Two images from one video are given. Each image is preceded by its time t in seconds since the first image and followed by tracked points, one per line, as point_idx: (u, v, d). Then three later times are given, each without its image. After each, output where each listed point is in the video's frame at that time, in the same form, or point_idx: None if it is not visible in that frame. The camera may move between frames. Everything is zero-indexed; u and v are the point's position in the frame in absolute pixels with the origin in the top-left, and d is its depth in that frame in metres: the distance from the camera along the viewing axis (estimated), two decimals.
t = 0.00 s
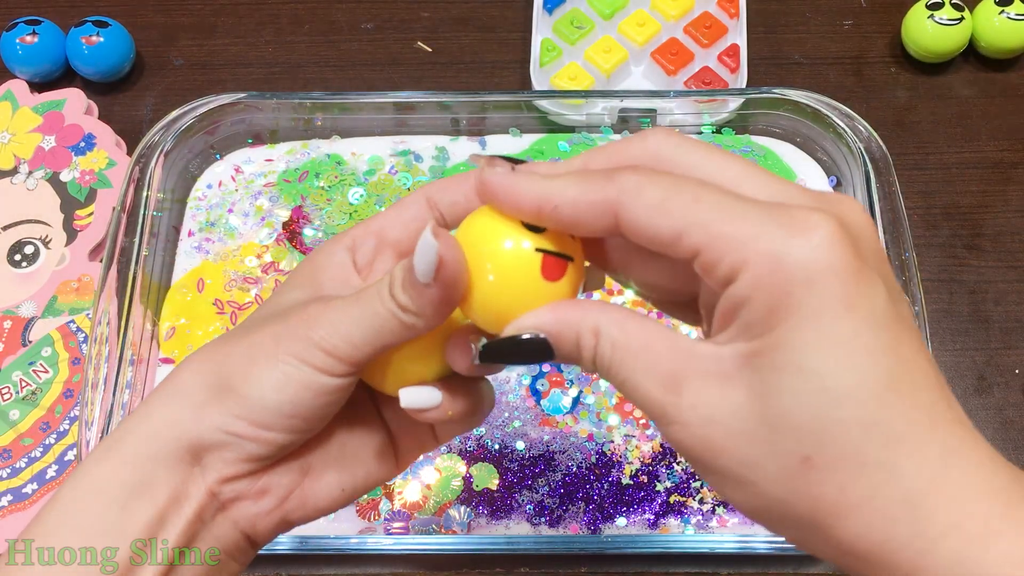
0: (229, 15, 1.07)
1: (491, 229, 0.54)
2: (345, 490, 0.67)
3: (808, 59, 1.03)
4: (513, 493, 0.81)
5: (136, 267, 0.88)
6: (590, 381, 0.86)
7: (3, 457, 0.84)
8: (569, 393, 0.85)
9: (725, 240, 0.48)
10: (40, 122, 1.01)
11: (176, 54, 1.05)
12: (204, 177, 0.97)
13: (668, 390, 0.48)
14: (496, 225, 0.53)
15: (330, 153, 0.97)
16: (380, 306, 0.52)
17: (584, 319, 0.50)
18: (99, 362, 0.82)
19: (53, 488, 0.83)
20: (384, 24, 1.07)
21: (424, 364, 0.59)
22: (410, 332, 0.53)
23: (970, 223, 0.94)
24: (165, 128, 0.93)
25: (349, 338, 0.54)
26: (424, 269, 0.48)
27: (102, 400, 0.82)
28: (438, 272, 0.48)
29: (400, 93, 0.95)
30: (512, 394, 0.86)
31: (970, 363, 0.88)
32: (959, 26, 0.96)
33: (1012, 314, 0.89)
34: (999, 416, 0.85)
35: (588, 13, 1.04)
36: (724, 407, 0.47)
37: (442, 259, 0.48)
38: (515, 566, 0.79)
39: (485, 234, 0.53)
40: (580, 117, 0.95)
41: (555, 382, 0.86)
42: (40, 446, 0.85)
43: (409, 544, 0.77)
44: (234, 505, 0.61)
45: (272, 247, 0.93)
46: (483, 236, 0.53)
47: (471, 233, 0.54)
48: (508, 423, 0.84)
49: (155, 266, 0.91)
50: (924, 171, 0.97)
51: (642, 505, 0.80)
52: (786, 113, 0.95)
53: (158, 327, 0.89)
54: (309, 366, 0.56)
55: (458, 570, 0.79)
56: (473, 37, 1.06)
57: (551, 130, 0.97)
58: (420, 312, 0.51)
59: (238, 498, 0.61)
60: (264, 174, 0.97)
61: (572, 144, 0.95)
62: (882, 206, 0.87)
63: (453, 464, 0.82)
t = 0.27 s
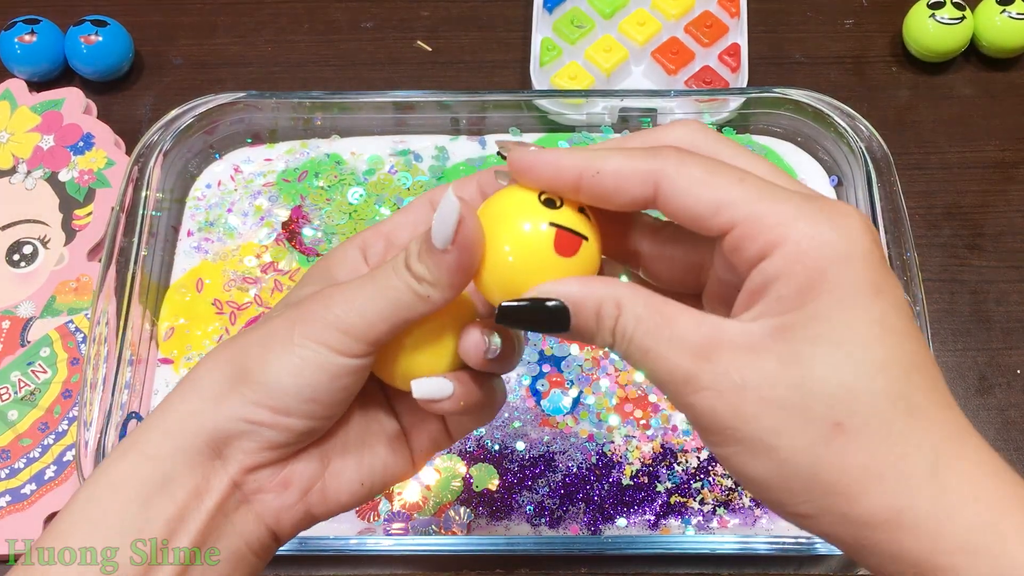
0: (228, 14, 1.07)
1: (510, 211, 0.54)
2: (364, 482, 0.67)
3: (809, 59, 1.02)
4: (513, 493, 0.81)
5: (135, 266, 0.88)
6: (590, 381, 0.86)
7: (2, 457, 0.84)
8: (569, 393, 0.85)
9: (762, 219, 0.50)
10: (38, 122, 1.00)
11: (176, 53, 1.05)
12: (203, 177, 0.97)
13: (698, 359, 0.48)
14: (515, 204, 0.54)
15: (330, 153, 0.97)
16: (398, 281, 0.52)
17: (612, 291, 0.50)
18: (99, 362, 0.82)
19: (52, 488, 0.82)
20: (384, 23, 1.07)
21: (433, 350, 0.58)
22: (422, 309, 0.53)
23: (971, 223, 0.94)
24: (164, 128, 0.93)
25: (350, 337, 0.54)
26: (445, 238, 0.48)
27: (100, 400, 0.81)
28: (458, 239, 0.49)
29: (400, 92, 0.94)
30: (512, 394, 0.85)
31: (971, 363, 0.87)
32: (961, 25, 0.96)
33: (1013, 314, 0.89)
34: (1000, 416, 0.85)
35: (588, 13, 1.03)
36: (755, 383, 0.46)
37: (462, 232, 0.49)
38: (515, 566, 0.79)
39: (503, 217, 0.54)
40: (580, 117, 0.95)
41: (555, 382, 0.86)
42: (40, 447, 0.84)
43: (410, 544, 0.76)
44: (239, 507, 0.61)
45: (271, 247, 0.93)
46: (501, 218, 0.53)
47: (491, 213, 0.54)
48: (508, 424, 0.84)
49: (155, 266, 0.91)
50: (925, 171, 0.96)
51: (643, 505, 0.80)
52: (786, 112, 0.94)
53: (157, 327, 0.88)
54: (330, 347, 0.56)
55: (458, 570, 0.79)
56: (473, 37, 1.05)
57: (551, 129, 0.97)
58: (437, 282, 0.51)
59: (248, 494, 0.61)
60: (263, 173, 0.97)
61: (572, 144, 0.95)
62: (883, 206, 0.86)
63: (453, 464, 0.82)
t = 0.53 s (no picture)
0: (228, 14, 1.07)
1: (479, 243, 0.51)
2: (347, 504, 0.64)
3: (810, 58, 1.02)
4: (513, 493, 0.80)
5: (134, 266, 0.88)
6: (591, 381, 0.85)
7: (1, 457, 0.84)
8: (569, 393, 0.85)
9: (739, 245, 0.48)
10: (38, 122, 1.00)
11: (175, 53, 1.05)
12: (203, 176, 0.96)
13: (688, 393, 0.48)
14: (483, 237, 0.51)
15: (330, 153, 0.97)
16: (366, 314, 0.52)
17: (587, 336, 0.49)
18: (98, 362, 0.82)
19: (51, 488, 0.82)
20: (383, 23, 1.06)
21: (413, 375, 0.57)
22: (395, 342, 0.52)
23: (972, 222, 0.93)
24: (163, 127, 0.93)
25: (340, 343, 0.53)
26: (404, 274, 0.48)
27: (99, 401, 0.81)
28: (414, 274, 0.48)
29: (399, 92, 0.94)
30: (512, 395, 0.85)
31: (972, 363, 0.87)
32: (962, 24, 0.96)
33: (1014, 314, 0.89)
34: (1001, 416, 0.85)
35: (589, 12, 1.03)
36: (741, 416, 0.48)
37: (417, 270, 0.48)
38: (516, 567, 0.79)
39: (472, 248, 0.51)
40: (580, 116, 0.95)
41: (556, 382, 0.85)
42: (39, 447, 0.84)
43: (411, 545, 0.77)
44: (233, 507, 0.61)
45: (271, 247, 0.93)
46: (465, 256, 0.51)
47: (459, 249, 0.52)
48: (509, 424, 0.84)
49: (154, 266, 0.91)
50: (927, 171, 0.96)
51: (643, 506, 0.79)
52: (787, 112, 0.94)
53: (156, 327, 0.88)
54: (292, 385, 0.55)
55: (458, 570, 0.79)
56: (473, 36, 1.05)
57: (551, 129, 0.97)
58: (402, 318, 0.50)
59: (236, 501, 0.61)
60: (263, 173, 0.96)
61: (572, 144, 0.95)
62: (884, 205, 0.86)
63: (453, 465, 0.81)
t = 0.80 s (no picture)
0: (229, 14, 1.07)
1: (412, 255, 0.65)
2: (342, 467, 0.64)
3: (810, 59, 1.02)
4: (513, 493, 0.80)
5: (134, 266, 0.88)
6: (591, 381, 0.85)
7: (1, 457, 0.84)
8: (569, 393, 0.85)
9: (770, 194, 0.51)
10: (38, 122, 1.00)
11: (175, 53, 1.05)
12: (203, 176, 0.96)
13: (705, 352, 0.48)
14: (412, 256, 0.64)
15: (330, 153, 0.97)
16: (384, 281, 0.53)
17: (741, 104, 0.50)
18: (98, 362, 0.82)
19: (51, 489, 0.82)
20: (384, 23, 1.06)
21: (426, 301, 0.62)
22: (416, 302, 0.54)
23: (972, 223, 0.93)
24: (163, 127, 0.92)
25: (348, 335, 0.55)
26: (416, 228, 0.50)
27: (100, 401, 0.81)
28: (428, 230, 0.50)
29: (400, 92, 0.94)
30: (512, 394, 0.85)
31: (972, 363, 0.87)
32: (962, 24, 0.95)
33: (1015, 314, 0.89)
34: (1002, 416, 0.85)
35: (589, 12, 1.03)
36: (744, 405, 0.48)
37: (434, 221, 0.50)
38: (515, 567, 0.79)
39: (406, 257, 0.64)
40: (580, 116, 0.95)
41: (555, 382, 0.86)
42: (39, 447, 0.84)
43: (410, 544, 0.77)
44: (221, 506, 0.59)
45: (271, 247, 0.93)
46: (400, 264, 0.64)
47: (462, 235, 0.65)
48: (509, 424, 0.84)
49: (154, 266, 0.91)
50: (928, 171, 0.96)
51: (643, 506, 0.79)
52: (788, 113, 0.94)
53: (156, 327, 0.88)
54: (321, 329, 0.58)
55: (458, 571, 0.79)
56: (473, 37, 1.05)
57: (551, 129, 0.97)
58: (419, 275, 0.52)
59: (235, 478, 0.59)
60: (263, 173, 0.97)
61: (572, 144, 0.96)
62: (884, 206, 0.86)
63: (453, 464, 0.82)
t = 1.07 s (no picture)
0: (229, 14, 1.07)
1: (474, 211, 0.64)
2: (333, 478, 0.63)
3: (810, 59, 1.02)
4: (513, 493, 0.81)
5: (135, 266, 0.88)
6: (590, 381, 0.86)
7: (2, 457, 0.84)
8: (569, 393, 0.85)
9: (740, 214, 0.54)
10: (38, 122, 1.00)
11: (175, 53, 1.05)
12: (203, 177, 0.97)
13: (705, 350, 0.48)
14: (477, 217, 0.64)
15: (330, 153, 0.97)
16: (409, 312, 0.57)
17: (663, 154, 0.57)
18: (99, 362, 0.82)
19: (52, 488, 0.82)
20: (384, 23, 1.06)
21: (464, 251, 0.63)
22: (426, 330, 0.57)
23: (972, 223, 0.94)
24: (164, 127, 0.93)
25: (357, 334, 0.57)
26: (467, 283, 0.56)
27: (101, 401, 0.82)
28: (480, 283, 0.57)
29: (399, 92, 0.94)
30: (512, 394, 0.85)
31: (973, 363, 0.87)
32: (961, 25, 0.96)
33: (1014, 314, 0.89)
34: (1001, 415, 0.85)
35: (589, 12, 1.03)
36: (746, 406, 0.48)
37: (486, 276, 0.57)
38: (515, 567, 0.79)
39: (466, 215, 0.64)
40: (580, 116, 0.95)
41: (555, 382, 0.86)
42: (40, 447, 0.84)
43: (410, 544, 0.76)
44: (226, 508, 0.62)
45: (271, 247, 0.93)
46: (463, 218, 0.64)
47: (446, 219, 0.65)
48: (509, 424, 0.84)
49: (154, 266, 0.91)
50: (927, 171, 0.96)
51: (643, 506, 0.80)
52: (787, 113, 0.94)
53: (157, 327, 0.88)
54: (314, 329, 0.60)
55: (458, 570, 0.79)
56: (473, 37, 1.05)
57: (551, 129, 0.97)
58: (446, 319, 0.57)
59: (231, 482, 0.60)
60: (263, 173, 0.97)
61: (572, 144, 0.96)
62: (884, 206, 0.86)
63: (453, 464, 0.82)
